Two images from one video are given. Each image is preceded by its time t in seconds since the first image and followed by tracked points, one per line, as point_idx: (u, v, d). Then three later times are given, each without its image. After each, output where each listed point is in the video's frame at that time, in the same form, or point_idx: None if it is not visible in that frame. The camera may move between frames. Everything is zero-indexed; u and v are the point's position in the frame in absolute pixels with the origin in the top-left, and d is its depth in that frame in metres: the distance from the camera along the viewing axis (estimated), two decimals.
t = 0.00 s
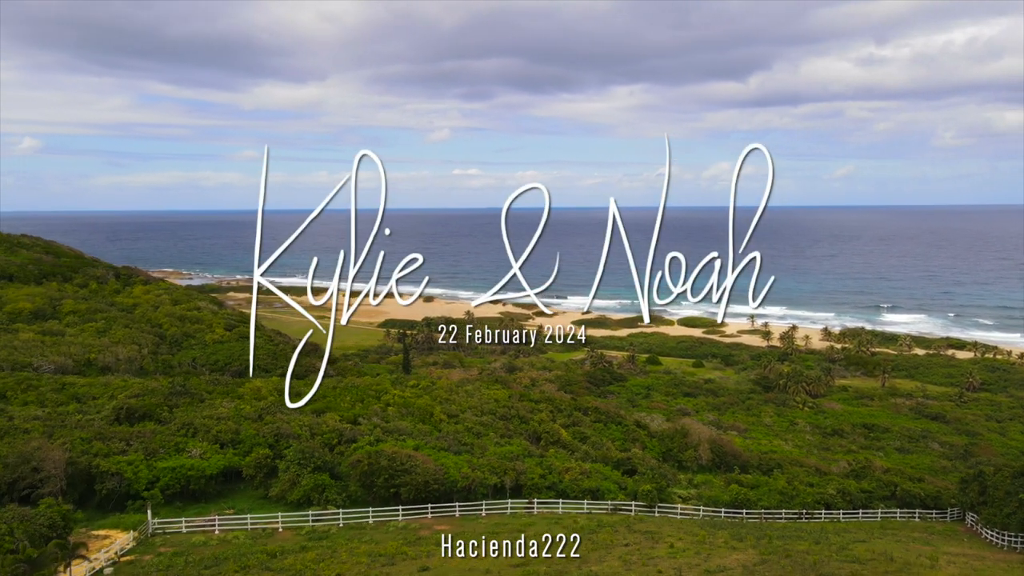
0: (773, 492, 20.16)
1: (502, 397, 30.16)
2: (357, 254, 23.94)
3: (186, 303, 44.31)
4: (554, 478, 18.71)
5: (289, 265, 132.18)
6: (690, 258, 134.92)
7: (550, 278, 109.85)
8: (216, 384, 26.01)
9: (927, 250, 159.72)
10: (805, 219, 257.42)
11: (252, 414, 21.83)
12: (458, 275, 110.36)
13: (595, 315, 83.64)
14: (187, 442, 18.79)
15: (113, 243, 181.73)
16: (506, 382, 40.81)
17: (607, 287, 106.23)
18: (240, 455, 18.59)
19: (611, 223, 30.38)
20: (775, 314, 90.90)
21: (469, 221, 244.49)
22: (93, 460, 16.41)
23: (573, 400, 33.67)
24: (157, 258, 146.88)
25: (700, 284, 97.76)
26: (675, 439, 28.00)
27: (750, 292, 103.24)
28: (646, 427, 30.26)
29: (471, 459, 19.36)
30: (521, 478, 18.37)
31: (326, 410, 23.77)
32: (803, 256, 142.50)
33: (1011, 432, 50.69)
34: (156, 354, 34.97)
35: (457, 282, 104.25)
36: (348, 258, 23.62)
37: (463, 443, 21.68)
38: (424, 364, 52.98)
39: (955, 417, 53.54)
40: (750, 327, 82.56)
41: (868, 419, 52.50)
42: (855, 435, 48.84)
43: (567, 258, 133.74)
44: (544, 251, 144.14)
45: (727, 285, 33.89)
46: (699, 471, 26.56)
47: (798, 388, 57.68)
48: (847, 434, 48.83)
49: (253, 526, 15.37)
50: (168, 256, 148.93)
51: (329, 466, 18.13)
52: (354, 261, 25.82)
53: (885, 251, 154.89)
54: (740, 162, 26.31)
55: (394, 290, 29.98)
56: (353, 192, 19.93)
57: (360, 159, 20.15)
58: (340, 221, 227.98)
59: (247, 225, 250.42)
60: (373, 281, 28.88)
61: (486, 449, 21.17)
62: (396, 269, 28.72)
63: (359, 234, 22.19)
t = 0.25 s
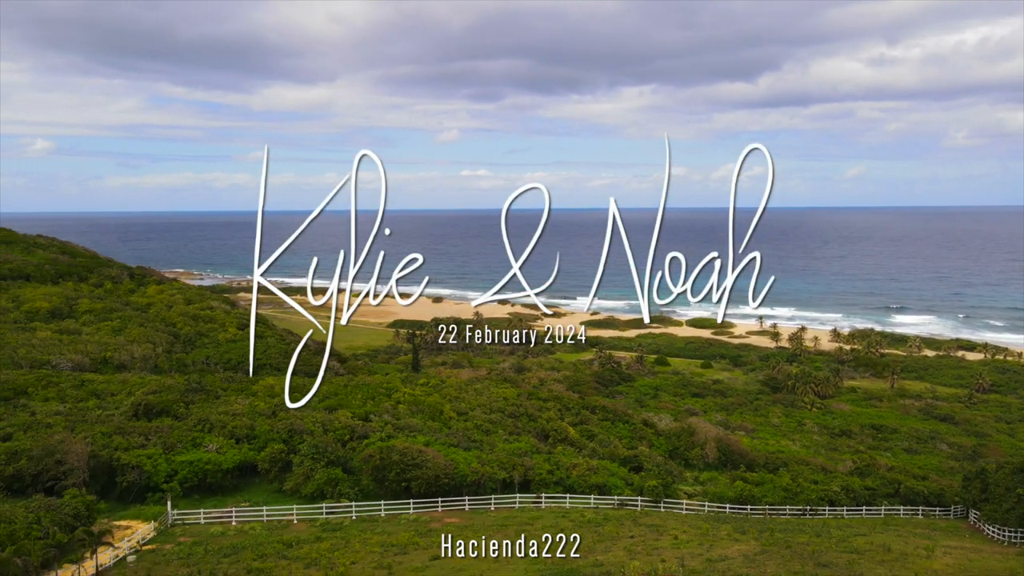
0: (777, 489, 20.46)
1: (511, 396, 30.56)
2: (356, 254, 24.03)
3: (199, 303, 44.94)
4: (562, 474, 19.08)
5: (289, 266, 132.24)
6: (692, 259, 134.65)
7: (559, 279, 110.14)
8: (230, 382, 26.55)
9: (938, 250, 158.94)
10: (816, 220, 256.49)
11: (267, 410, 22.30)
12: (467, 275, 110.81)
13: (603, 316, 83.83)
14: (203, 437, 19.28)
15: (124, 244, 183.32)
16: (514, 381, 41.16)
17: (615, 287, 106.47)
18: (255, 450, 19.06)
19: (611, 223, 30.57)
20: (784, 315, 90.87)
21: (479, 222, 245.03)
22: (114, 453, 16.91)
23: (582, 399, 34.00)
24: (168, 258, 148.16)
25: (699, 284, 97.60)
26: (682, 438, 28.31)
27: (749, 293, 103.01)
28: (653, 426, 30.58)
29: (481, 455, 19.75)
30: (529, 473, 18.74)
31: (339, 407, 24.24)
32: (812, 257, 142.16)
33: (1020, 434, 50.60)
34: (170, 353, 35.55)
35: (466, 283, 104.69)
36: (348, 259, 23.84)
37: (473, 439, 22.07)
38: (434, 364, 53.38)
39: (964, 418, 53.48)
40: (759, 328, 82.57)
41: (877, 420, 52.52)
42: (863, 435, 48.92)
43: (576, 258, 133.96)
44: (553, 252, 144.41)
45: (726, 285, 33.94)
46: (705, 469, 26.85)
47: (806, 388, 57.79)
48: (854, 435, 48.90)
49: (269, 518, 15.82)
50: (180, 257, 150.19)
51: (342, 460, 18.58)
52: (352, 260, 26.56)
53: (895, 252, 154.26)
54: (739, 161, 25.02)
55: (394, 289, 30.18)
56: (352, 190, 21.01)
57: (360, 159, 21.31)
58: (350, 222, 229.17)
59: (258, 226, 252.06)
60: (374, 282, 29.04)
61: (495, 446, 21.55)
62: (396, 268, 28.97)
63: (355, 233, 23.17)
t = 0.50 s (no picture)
0: (783, 485, 20.76)
1: (521, 394, 30.99)
2: (354, 253, 24.07)
3: (214, 302, 45.62)
4: (570, 469, 19.44)
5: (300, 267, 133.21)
6: (697, 260, 134.51)
7: (569, 279, 110.41)
8: (245, 378, 27.11)
9: (951, 251, 158.04)
10: (827, 221, 255.50)
11: (281, 407, 22.77)
12: (478, 276, 111.29)
13: (613, 317, 84.04)
14: (221, 432, 19.77)
15: (137, 244, 185.06)
16: (524, 380, 41.54)
17: (625, 288, 106.64)
18: (270, 445, 19.48)
19: (611, 223, 30.80)
20: (794, 317, 90.77)
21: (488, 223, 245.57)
22: (135, 447, 17.40)
23: (592, 398, 34.39)
24: (181, 258, 149.62)
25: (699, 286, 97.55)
26: (690, 437, 28.64)
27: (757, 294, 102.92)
28: (661, 425, 30.85)
29: (491, 451, 20.12)
30: (539, 469, 19.10)
31: (351, 404, 24.69)
32: (823, 258, 141.69)
33: None
34: (186, 351, 36.15)
35: (476, 283, 105.12)
36: (346, 258, 23.97)
37: (483, 436, 22.46)
38: (444, 364, 53.78)
39: (975, 420, 53.38)
40: (769, 329, 82.53)
41: (887, 421, 52.53)
42: (872, 436, 48.95)
43: (586, 259, 134.16)
44: (563, 252, 144.67)
45: (727, 285, 34.12)
46: (713, 467, 27.12)
47: (816, 389, 57.85)
48: (864, 435, 48.95)
49: (285, 510, 16.26)
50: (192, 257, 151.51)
51: (355, 455, 19.00)
52: (354, 261, 25.14)
53: (907, 253, 153.53)
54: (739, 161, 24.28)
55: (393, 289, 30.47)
56: (352, 193, 19.87)
57: (360, 159, 20.17)
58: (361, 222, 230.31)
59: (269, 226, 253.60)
60: (376, 282, 29.26)
61: (505, 442, 21.89)
62: (396, 270, 29.21)
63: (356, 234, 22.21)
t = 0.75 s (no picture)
0: (793, 483, 21.00)
1: (535, 393, 31.35)
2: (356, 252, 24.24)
3: (232, 302, 46.32)
4: (582, 466, 19.75)
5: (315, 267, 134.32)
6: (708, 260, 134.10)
7: (582, 280, 110.59)
8: (264, 376, 27.65)
9: (969, 253, 156.62)
10: (843, 221, 253.72)
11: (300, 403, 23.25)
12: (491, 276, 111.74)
13: (626, 318, 84.13)
14: (241, 427, 20.28)
15: (154, 244, 187.05)
16: (538, 380, 41.87)
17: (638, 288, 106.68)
18: (289, 440, 19.94)
19: (611, 224, 30.92)
20: (809, 318, 90.45)
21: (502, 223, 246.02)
22: (160, 440, 17.95)
23: (604, 397, 34.68)
24: (198, 258, 151.21)
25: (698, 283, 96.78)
26: (702, 436, 28.86)
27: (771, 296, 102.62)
28: (673, 424, 31.09)
29: (504, 447, 20.48)
30: (552, 466, 19.44)
31: (368, 401, 25.15)
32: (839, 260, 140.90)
33: None
34: (205, 349, 36.79)
35: (489, 284, 105.53)
36: (345, 257, 24.27)
37: (497, 433, 22.84)
38: (458, 364, 54.20)
39: (991, 422, 53.05)
40: (783, 331, 82.31)
41: (901, 423, 52.35)
42: (886, 437, 48.82)
43: (600, 260, 134.26)
44: (576, 253, 144.79)
45: (724, 285, 34.18)
46: (724, 465, 27.31)
47: (830, 391, 57.72)
48: (877, 437, 48.82)
49: (304, 502, 16.74)
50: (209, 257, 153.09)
51: (372, 450, 19.43)
52: (354, 260, 24.96)
53: (924, 254, 152.28)
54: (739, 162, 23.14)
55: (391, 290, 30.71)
56: (352, 193, 19.56)
57: (360, 160, 19.88)
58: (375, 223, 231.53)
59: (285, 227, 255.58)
60: (374, 282, 29.42)
61: (518, 439, 22.25)
62: (396, 269, 29.36)
63: (355, 234, 22.06)
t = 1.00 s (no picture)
0: (803, 481, 21.23)
1: (548, 392, 31.72)
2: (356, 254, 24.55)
3: (250, 301, 47.01)
4: (595, 463, 20.08)
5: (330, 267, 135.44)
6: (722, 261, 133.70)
7: (596, 281, 110.73)
8: (282, 374, 28.19)
9: (987, 254, 155.05)
10: (860, 223, 251.87)
11: (317, 400, 23.75)
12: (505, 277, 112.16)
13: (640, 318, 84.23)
14: (261, 422, 20.80)
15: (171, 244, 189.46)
16: (552, 380, 42.16)
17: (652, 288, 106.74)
18: (307, 435, 20.41)
19: (610, 223, 30.95)
20: (824, 320, 90.07)
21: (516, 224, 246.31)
22: (183, 434, 18.49)
23: (617, 396, 34.96)
24: (214, 258, 152.86)
25: (697, 283, 96.28)
26: (714, 435, 29.07)
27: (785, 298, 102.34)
28: (685, 424, 31.32)
29: (517, 444, 20.85)
30: (565, 462, 19.78)
31: (384, 398, 25.61)
32: (855, 261, 140.00)
33: None
34: (224, 347, 37.42)
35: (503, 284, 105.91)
36: (345, 258, 24.74)
37: (511, 430, 23.22)
38: (472, 364, 54.61)
39: (1007, 425, 52.66)
40: (797, 332, 82.04)
41: (916, 425, 52.12)
42: (900, 439, 48.63)
43: (614, 260, 134.26)
44: (590, 254, 144.85)
45: (724, 285, 34.28)
46: (736, 464, 27.48)
47: (844, 393, 57.52)
48: (891, 438, 48.63)
49: (324, 496, 17.20)
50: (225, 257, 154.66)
51: (388, 446, 19.86)
52: (354, 259, 25.22)
53: (942, 256, 150.96)
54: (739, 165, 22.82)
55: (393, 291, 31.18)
56: (351, 195, 19.53)
57: (359, 160, 19.84)
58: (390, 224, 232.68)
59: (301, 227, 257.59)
60: (373, 280, 29.50)
61: (532, 436, 22.60)
62: (396, 270, 29.59)
63: (354, 236, 22.21)
